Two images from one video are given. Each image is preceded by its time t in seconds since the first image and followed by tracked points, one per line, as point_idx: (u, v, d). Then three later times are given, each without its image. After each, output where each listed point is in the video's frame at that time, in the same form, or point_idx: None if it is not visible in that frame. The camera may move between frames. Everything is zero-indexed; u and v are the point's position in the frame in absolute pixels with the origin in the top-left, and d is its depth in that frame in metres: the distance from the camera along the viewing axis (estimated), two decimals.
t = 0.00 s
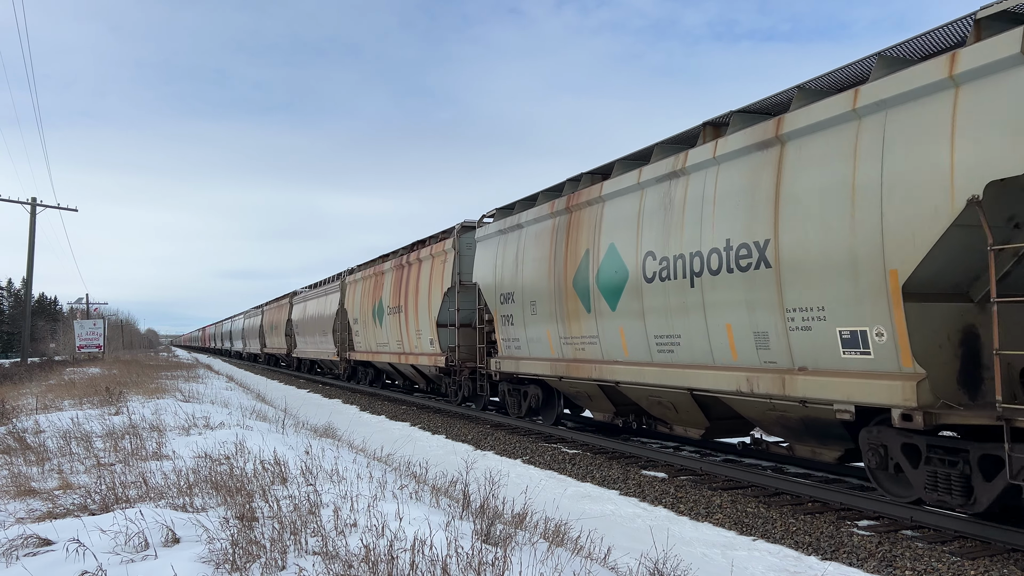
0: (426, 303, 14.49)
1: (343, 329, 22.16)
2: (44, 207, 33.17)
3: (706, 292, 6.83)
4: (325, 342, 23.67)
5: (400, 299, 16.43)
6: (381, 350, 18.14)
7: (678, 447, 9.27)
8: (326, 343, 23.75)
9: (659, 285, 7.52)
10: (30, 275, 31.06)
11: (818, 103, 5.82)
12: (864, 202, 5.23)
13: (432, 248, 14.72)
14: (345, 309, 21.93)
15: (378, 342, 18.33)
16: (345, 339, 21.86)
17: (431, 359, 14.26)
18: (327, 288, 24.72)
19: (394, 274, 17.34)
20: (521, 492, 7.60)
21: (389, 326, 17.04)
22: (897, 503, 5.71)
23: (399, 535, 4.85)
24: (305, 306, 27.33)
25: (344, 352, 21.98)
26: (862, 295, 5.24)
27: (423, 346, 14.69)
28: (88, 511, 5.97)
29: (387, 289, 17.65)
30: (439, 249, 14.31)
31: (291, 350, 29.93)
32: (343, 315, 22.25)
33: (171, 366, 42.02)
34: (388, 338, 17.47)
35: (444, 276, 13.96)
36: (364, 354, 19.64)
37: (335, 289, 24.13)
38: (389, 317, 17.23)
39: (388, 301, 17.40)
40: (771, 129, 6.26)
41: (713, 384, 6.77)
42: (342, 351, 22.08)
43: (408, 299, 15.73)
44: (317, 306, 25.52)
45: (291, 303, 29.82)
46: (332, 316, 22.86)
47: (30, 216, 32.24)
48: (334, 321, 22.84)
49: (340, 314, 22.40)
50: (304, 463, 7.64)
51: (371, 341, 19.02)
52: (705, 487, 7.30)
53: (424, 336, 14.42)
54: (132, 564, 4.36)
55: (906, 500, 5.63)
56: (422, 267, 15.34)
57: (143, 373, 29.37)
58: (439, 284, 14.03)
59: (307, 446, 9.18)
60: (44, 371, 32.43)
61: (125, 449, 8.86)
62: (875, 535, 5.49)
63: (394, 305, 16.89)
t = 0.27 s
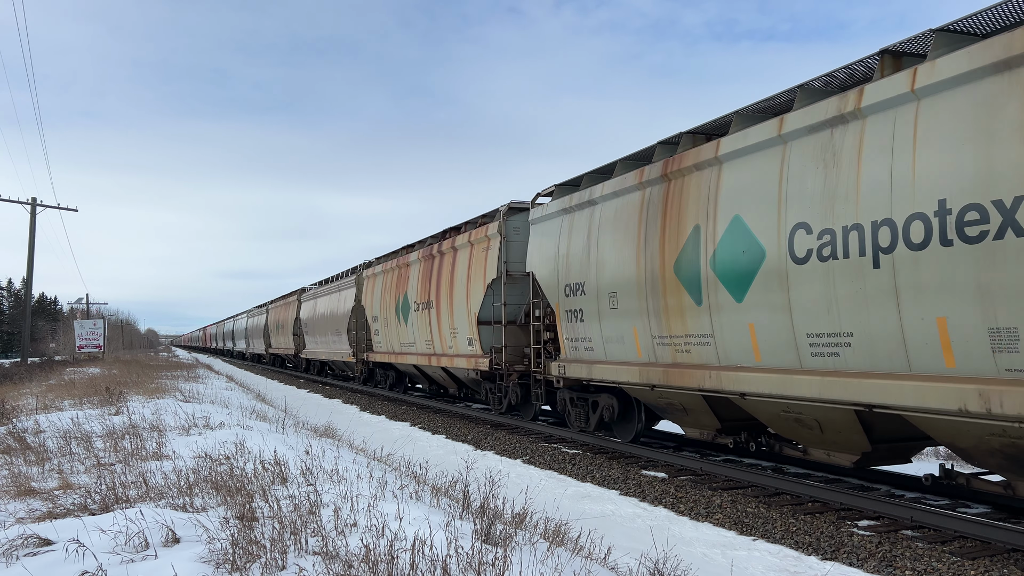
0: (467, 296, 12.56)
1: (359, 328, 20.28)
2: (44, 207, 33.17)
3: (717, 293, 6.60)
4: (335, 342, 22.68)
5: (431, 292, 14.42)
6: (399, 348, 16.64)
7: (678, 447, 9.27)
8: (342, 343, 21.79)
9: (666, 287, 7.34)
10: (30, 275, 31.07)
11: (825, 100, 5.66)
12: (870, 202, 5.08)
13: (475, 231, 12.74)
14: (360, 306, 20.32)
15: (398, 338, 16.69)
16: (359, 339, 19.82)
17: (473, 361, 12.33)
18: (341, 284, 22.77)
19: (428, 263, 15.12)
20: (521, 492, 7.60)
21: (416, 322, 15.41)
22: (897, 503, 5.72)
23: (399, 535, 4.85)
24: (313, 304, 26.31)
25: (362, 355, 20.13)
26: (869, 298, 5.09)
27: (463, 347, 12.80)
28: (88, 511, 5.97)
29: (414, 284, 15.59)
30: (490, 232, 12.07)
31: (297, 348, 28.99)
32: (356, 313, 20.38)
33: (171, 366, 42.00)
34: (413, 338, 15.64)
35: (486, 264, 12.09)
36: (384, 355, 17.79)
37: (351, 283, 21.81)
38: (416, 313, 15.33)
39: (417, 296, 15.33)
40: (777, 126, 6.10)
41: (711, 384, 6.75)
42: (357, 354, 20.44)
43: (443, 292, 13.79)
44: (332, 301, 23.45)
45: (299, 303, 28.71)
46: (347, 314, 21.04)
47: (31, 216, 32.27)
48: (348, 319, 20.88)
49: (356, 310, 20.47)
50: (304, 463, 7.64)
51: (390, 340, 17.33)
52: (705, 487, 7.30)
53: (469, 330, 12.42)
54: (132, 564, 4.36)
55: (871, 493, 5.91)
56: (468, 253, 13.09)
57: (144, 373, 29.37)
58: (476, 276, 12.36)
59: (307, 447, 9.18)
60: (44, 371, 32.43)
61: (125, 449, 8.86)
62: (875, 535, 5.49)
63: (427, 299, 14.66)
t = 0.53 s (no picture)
0: (517, 287, 10.93)
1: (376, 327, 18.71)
2: (43, 206, 33.20)
3: (710, 293, 6.74)
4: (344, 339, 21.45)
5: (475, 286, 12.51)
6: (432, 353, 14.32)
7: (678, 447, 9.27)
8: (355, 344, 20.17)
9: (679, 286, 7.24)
10: (30, 275, 31.06)
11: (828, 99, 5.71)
12: (886, 198, 5.02)
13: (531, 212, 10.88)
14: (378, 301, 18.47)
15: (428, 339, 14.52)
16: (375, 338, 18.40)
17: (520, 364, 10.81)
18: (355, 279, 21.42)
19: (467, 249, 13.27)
20: (521, 492, 7.60)
21: (449, 318, 13.57)
22: (897, 503, 5.72)
23: (399, 535, 4.85)
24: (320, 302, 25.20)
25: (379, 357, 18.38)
26: (871, 297, 5.12)
27: (511, 346, 11.22)
28: (87, 511, 5.97)
29: (445, 277, 13.87)
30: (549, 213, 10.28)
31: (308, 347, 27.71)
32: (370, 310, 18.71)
33: (171, 365, 41.97)
34: (445, 338, 13.69)
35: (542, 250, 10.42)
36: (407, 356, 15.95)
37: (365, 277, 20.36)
38: (449, 309, 13.51)
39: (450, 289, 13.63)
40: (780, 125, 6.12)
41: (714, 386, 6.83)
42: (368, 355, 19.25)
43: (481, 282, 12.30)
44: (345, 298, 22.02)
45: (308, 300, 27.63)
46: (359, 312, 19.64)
47: (31, 216, 32.28)
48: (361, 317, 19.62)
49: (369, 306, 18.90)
50: (304, 463, 7.64)
51: (413, 340, 15.44)
52: (705, 487, 7.30)
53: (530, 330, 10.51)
54: (132, 564, 4.36)
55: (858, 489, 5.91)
56: (505, 242, 11.74)
57: (143, 373, 29.37)
58: (530, 263, 10.72)
59: (307, 447, 9.18)
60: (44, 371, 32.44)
61: (125, 449, 8.86)
62: (875, 535, 5.49)
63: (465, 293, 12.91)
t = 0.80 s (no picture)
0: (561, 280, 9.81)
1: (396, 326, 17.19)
2: (44, 206, 33.22)
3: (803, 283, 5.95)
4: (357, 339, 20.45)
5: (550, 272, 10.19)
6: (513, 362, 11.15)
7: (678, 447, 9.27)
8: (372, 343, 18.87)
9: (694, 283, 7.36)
10: (30, 275, 31.07)
11: (862, 87, 5.60)
12: (897, 197, 5.12)
13: (608, 183, 8.96)
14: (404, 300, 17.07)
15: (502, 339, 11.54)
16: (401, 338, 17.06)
17: (596, 368, 9.00)
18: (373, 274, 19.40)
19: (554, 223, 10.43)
20: (521, 492, 7.60)
21: (491, 312, 11.91)
22: (897, 503, 5.72)
23: (399, 535, 4.85)
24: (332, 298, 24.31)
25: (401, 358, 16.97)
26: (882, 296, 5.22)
27: (579, 347, 9.47)
28: (88, 511, 5.97)
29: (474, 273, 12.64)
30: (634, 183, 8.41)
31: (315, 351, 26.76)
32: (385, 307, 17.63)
33: (171, 365, 41.94)
34: (489, 335, 12.01)
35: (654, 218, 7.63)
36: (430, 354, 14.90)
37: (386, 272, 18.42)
38: (495, 302, 11.76)
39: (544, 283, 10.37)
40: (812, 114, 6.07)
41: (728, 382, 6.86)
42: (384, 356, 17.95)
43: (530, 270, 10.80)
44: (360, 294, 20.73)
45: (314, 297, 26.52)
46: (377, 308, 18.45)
47: (31, 216, 32.30)
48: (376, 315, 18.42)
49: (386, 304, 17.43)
50: (304, 463, 7.64)
51: (445, 339, 13.98)
52: (705, 487, 7.30)
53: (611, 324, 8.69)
54: (132, 564, 4.36)
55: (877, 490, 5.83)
56: (570, 222, 9.89)
57: (143, 373, 29.36)
58: (599, 246, 9.03)
59: (307, 446, 9.18)
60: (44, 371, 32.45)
61: (125, 449, 8.86)
62: (874, 535, 5.49)
63: (521, 283, 11.00)
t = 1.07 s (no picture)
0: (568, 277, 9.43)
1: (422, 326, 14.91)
2: (43, 207, 33.22)
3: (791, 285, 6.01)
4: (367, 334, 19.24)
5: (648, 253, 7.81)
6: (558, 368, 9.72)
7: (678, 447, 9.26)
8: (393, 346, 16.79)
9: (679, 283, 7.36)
10: (30, 275, 31.07)
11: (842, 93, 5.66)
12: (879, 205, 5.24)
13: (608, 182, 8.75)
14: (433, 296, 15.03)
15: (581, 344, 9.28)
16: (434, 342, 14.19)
17: (705, 377, 6.97)
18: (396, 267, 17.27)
19: (640, 196, 8.14)
20: (521, 492, 7.60)
21: (552, 309, 9.85)
22: (897, 503, 5.72)
23: (399, 535, 4.85)
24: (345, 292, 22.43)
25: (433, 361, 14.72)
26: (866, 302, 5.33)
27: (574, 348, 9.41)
28: (88, 511, 5.97)
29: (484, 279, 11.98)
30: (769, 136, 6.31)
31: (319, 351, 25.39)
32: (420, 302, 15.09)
33: (171, 365, 41.91)
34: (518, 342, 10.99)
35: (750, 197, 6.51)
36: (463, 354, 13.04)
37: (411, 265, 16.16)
38: (555, 296, 9.76)
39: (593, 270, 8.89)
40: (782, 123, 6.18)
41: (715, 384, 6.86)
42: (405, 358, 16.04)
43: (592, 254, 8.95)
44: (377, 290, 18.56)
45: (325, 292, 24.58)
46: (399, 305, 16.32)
47: (31, 215, 32.30)
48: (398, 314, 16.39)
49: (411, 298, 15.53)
50: (304, 463, 7.64)
51: (489, 339, 11.83)
52: (705, 487, 7.30)
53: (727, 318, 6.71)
54: (132, 564, 4.36)
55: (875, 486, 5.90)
56: (676, 185, 7.52)
57: (144, 373, 29.36)
58: (705, 224, 7.00)
59: (307, 446, 9.18)
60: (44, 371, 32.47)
61: (125, 449, 8.86)
62: (875, 535, 5.49)
63: (594, 271, 8.83)
